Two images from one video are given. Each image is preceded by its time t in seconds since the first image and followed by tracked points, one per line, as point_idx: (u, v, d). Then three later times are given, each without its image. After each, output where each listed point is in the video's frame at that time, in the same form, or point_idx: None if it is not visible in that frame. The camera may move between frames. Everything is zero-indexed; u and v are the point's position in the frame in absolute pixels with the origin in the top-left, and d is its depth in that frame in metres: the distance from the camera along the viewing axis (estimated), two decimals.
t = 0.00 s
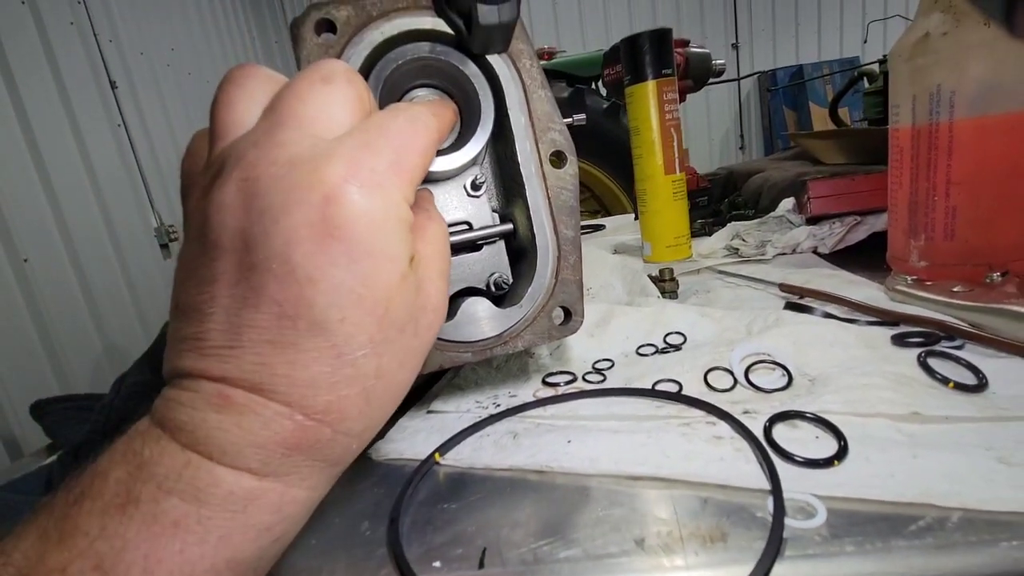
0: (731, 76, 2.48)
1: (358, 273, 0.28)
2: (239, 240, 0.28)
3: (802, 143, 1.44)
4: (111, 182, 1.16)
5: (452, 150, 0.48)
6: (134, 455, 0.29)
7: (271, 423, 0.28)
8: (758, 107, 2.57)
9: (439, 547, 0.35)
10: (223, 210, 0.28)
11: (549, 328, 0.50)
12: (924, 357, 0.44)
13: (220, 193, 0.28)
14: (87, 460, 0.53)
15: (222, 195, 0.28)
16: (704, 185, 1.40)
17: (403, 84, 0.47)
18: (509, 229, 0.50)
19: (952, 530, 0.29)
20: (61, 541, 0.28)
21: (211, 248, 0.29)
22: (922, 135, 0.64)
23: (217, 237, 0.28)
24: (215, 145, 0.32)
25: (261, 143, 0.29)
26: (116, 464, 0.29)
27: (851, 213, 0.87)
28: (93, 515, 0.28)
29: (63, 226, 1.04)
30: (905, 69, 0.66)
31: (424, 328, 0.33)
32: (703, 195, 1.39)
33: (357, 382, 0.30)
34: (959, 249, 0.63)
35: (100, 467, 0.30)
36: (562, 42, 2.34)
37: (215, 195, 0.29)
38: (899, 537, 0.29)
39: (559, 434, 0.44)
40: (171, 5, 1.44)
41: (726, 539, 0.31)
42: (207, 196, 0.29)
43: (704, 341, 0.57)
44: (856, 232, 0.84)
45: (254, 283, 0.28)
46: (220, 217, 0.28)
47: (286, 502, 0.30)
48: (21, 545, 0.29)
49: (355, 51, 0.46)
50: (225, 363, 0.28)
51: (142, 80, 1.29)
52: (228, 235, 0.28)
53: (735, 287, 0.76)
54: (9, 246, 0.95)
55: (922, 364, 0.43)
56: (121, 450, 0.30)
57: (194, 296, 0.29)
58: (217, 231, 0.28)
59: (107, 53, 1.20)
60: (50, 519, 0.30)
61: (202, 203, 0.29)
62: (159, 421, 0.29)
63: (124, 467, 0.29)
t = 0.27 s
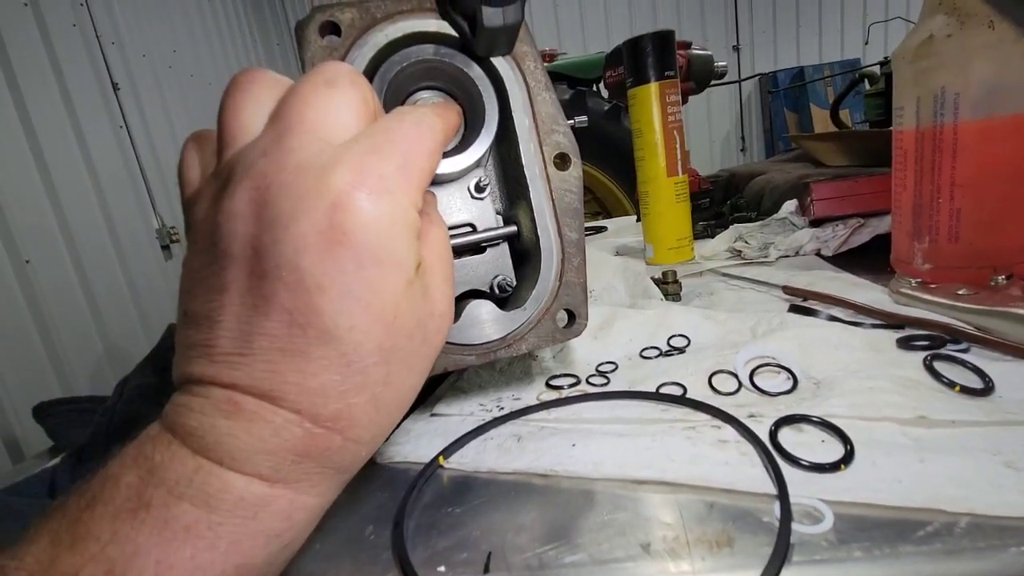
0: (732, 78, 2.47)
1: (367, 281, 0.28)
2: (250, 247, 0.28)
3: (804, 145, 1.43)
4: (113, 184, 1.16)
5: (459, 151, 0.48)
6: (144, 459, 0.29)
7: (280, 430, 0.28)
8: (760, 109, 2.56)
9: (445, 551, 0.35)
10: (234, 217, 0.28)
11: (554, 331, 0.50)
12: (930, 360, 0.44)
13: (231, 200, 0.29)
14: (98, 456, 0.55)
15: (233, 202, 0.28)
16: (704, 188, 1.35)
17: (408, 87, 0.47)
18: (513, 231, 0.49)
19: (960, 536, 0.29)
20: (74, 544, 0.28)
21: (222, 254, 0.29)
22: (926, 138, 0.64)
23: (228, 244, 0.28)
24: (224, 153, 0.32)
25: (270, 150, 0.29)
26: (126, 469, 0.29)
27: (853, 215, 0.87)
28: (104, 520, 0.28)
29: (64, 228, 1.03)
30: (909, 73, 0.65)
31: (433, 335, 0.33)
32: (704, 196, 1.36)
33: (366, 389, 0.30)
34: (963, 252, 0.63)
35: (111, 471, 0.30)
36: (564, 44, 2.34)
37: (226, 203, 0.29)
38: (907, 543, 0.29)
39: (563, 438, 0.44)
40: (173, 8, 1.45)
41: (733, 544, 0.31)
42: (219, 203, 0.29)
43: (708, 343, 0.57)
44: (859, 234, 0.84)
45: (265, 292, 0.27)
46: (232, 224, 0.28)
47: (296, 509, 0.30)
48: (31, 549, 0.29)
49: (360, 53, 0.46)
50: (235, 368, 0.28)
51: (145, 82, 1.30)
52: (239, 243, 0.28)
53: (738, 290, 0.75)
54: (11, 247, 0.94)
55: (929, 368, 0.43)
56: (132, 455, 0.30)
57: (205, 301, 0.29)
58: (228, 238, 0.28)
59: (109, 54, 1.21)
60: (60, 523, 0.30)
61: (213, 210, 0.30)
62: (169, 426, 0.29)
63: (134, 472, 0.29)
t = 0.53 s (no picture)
0: (737, 84, 2.49)
1: (398, 302, 0.31)
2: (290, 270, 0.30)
3: (809, 153, 1.44)
4: (125, 191, 1.19)
5: (476, 168, 0.51)
6: (191, 465, 0.31)
7: (317, 440, 0.30)
8: (764, 115, 2.58)
9: (463, 554, 0.37)
10: (274, 241, 0.31)
11: (564, 343, 0.52)
12: (927, 373, 0.46)
13: (272, 226, 0.31)
14: (131, 463, 0.59)
15: (273, 228, 0.31)
16: (709, 195, 1.35)
17: (425, 108, 0.49)
18: (524, 247, 0.51)
19: (951, 542, 0.30)
20: (128, 543, 0.30)
21: (262, 277, 0.31)
22: (926, 155, 0.65)
23: (268, 267, 0.31)
24: (260, 180, 0.34)
25: (307, 181, 0.31)
26: (176, 475, 0.31)
27: (856, 228, 0.89)
28: (157, 521, 0.30)
29: (76, 233, 1.05)
30: (911, 90, 0.67)
31: (455, 350, 0.35)
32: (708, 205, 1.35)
33: (396, 402, 0.32)
34: (962, 265, 0.65)
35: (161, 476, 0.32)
36: (568, 53, 2.37)
37: (267, 228, 0.31)
38: (901, 548, 0.30)
39: (574, 446, 0.45)
40: (182, 18, 1.48)
41: (736, 549, 0.33)
42: (260, 227, 0.32)
43: (712, 354, 0.58)
44: (861, 245, 0.86)
45: (303, 312, 0.30)
46: (272, 249, 0.31)
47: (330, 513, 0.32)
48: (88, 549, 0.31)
49: (379, 78, 0.48)
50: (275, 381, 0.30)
51: (156, 91, 1.33)
52: (280, 267, 0.30)
53: (742, 301, 0.77)
54: (24, 253, 0.94)
55: (926, 381, 0.45)
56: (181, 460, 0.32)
57: (247, 319, 0.31)
58: (269, 262, 0.31)
59: (121, 62, 1.24)
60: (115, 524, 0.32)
61: (254, 234, 0.32)
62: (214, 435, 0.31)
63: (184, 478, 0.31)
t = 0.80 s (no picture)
0: (737, 90, 2.51)
1: (400, 313, 0.32)
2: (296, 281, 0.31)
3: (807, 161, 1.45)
4: (127, 195, 1.20)
5: (475, 179, 0.52)
6: (198, 468, 0.32)
7: (322, 446, 0.31)
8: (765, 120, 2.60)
9: (460, 558, 0.38)
10: (282, 253, 0.32)
11: (560, 351, 0.53)
12: (915, 382, 0.47)
13: (279, 238, 0.32)
14: (136, 469, 0.59)
15: (281, 240, 0.32)
16: (709, 203, 1.36)
17: (425, 120, 0.51)
18: (522, 256, 0.52)
19: (935, 547, 0.31)
20: (134, 546, 0.31)
21: (269, 287, 0.32)
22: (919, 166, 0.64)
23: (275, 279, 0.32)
24: (266, 194, 0.35)
25: (313, 195, 0.32)
26: (183, 479, 0.32)
27: (851, 237, 0.90)
28: (165, 525, 0.31)
29: (79, 236, 1.06)
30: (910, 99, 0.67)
31: (455, 359, 0.36)
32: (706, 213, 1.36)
33: (399, 409, 0.33)
34: (954, 274, 0.65)
35: (169, 480, 0.33)
36: (569, 60, 2.39)
37: (274, 241, 0.32)
38: (885, 554, 0.31)
39: (570, 453, 0.46)
40: (186, 25, 1.50)
41: (724, 554, 0.34)
42: (267, 239, 0.33)
43: (707, 362, 0.59)
44: (856, 254, 0.86)
45: (309, 322, 0.31)
46: (279, 261, 0.32)
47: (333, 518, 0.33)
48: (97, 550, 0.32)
49: (381, 91, 0.49)
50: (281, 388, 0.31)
51: (161, 97, 1.35)
52: (286, 278, 0.31)
53: (738, 308, 0.78)
54: (28, 257, 0.96)
55: (914, 390, 0.46)
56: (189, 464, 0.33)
57: (256, 328, 0.32)
58: (276, 273, 0.32)
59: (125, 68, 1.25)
60: (125, 527, 0.33)
61: (262, 245, 0.33)
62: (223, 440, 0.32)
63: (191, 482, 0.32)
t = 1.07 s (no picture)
0: (738, 96, 2.52)
1: (392, 327, 0.32)
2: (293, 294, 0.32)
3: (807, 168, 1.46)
4: (131, 200, 1.21)
5: (475, 189, 0.52)
6: (194, 479, 0.33)
7: (316, 457, 0.32)
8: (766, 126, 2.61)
9: (455, 567, 0.38)
10: (276, 266, 0.32)
11: (559, 359, 0.54)
12: (912, 391, 0.47)
13: (275, 251, 0.32)
14: (138, 476, 0.59)
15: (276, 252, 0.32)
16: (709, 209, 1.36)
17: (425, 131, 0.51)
18: (521, 264, 0.53)
19: (928, 558, 0.31)
20: (133, 554, 0.32)
21: (267, 299, 0.32)
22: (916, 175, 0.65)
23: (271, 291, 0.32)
24: (264, 206, 0.36)
25: (308, 208, 0.33)
26: (181, 488, 0.33)
27: (851, 244, 0.90)
28: (162, 534, 0.31)
29: (82, 241, 1.07)
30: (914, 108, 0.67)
31: (447, 371, 0.36)
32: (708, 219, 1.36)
33: (391, 421, 0.33)
34: (953, 283, 0.65)
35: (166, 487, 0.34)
36: (570, 66, 2.41)
37: (271, 253, 0.32)
38: (880, 564, 0.31)
39: (568, 461, 0.47)
40: (191, 31, 1.52)
41: (721, 564, 0.34)
42: (265, 251, 0.33)
43: (706, 370, 0.60)
44: (856, 261, 0.87)
45: (303, 334, 0.31)
46: (276, 273, 0.32)
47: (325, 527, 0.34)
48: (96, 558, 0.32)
49: (382, 103, 0.50)
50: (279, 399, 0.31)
51: (165, 103, 1.36)
52: (281, 290, 0.32)
53: (737, 316, 0.78)
54: (31, 261, 0.96)
55: (911, 400, 0.46)
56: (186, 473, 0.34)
57: (251, 339, 0.32)
58: (272, 285, 0.32)
59: (130, 74, 1.26)
60: (122, 534, 0.33)
61: (259, 257, 0.33)
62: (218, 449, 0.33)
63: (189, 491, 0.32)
